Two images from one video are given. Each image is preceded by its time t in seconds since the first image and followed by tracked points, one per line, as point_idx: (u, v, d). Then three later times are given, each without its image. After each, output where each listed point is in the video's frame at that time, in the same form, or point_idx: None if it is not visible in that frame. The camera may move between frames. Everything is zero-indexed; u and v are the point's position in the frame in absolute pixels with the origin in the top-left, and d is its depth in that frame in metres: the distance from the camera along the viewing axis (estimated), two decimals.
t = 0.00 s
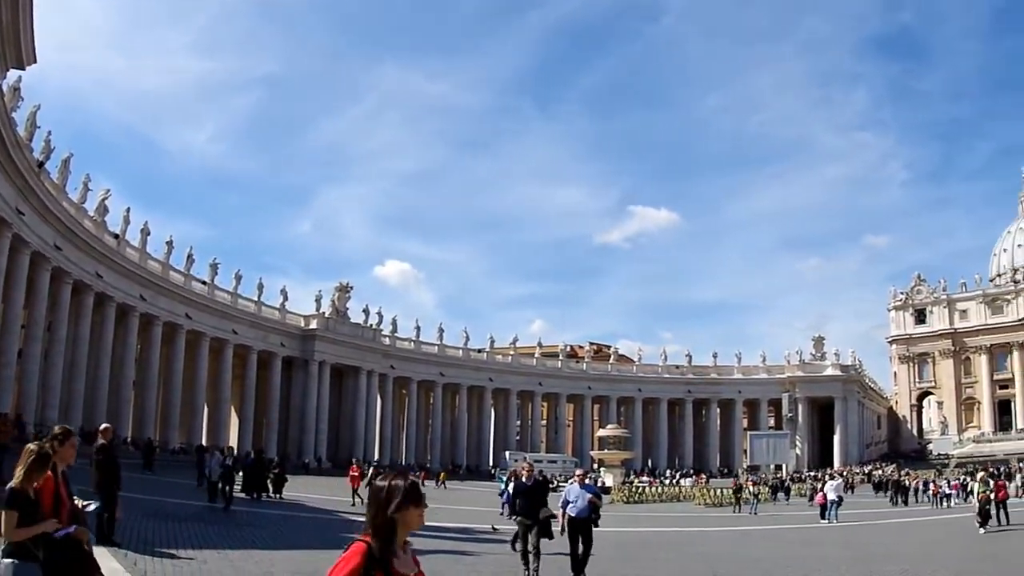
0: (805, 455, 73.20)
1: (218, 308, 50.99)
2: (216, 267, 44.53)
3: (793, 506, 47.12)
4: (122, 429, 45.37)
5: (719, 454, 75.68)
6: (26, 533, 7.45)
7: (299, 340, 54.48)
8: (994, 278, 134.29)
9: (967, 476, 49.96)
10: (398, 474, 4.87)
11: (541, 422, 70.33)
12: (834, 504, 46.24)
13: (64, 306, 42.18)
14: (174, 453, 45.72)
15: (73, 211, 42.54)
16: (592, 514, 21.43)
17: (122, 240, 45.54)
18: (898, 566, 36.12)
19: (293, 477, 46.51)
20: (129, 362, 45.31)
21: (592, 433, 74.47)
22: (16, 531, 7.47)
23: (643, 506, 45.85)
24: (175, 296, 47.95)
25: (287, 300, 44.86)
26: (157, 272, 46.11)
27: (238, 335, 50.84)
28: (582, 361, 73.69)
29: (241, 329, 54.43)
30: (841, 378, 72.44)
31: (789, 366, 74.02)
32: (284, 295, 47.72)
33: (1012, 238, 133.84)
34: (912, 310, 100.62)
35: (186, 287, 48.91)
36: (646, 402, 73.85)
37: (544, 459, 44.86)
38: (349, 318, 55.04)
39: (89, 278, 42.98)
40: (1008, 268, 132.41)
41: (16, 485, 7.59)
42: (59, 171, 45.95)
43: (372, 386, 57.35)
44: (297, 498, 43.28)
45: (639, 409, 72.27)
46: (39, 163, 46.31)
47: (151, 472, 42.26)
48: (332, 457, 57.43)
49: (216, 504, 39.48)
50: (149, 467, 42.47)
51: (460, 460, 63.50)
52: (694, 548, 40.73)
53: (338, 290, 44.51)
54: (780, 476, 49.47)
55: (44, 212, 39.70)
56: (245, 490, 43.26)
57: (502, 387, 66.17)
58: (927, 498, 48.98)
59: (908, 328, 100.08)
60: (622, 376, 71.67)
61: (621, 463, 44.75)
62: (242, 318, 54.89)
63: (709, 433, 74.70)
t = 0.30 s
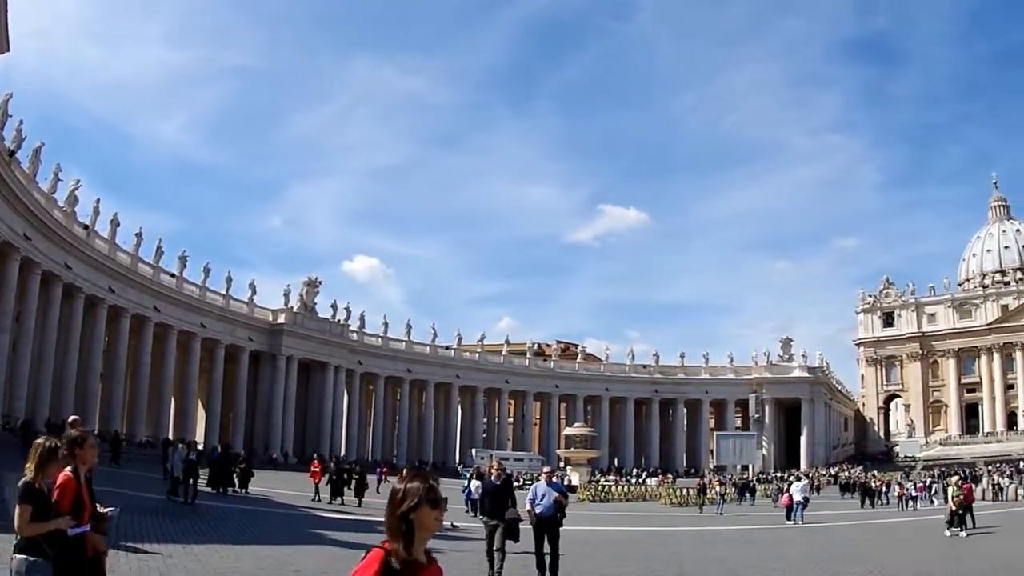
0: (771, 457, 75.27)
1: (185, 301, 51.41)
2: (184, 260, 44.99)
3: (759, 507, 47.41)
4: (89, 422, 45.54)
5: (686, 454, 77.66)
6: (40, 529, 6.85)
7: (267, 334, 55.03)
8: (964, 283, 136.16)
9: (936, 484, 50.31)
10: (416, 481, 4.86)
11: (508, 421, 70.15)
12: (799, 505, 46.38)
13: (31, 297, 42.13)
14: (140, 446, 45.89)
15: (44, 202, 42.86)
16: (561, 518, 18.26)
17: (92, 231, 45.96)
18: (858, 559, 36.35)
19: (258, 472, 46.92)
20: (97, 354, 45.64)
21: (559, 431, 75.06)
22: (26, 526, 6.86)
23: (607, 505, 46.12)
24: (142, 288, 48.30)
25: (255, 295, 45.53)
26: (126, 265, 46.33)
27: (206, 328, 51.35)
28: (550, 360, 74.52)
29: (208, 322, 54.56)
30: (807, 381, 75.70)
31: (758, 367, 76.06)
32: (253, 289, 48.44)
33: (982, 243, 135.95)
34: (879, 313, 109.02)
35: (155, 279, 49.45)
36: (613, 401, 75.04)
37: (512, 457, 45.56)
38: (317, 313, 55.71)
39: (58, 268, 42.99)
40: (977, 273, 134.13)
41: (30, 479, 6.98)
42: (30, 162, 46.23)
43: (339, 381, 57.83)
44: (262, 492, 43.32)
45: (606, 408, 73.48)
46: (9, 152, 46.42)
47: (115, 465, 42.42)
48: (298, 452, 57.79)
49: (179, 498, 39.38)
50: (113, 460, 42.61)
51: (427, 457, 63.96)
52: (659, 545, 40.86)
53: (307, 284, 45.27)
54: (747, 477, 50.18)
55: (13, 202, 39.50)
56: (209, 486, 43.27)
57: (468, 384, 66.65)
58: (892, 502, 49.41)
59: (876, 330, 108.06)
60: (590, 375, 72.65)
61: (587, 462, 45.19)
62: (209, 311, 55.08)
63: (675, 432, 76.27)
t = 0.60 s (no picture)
0: (737, 457, 78.00)
1: (152, 296, 51.42)
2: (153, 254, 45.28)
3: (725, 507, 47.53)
4: (58, 415, 45.31)
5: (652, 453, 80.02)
6: (41, 529, 6.88)
7: (234, 330, 55.23)
8: (932, 285, 137.47)
9: (904, 486, 50.24)
10: (440, 483, 4.84)
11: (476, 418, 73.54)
12: (765, 506, 45.97)
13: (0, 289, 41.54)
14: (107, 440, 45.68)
15: (13, 194, 42.29)
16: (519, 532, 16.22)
17: (60, 225, 45.71)
18: (828, 547, 36.19)
19: (224, 468, 46.90)
20: (64, 347, 45.52)
21: (526, 430, 76.42)
22: (31, 526, 6.91)
23: (572, 503, 46.60)
24: (109, 282, 48.15)
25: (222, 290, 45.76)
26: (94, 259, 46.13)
27: (173, 323, 51.45)
28: (517, 358, 76.31)
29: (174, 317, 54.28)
30: (773, 381, 79.38)
31: (723, 368, 80.45)
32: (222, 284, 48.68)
33: (950, 246, 137.53)
34: (847, 314, 112.34)
35: (123, 274, 49.42)
36: (582, 399, 77.81)
37: (480, 456, 46.19)
38: (285, 309, 56.19)
39: (27, 261, 42.51)
40: (944, 276, 135.61)
41: (38, 480, 7.10)
42: None
43: (307, 377, 58.26)
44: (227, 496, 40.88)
45: (572, 406, 75.58)
46: None
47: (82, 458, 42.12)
48: (265, 448, 58.05)
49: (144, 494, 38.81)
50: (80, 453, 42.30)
51: (395, 454, 64.54)
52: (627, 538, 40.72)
53: (273, 281, 45.41)
54: (710, 478, 51.03)
55: None
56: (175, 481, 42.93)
57: (436, 382, 67.64)
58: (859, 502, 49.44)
59: (844, 332, 111.36)
60: (558, 374, 74.57)
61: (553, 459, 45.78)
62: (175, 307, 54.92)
63: (643, 432, 79.46)
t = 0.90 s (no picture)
0: (700, 456, 78.77)
1: (116, 289, 50.83)
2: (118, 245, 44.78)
3: (686, 507, 47.62)
4: (20, 407, 44.55)
5: (614, 452, 80.57)
6: (50, 541, 6.69)
7: (199, 324, 54.84)
8: (896, 288, 138.31)
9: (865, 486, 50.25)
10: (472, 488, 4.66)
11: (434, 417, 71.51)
12: (727, 505, 46.18)
13: None
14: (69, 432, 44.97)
15: None
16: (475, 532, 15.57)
17: (26, 215, 44.88)
18: (793, 539, 36.16)
19: (186, 463, 46.39)
20: (30, 340, 44.76)
21: (489, 427, 76.65)
22: (37, 539, 6.71)
23: (535, 500, 46.87)
24: (74, 274, 47.37)
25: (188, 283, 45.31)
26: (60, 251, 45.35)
27: (138, 316, 50.91)
28: (481, 356, 76.62)
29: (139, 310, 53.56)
30: (737, 382, 80.60)
31: (687, 368, 81.75)
32: (187, 277, 48.41)
33: (915, 250, 138.58)
34: (811, 316, 113.01)
35: (88, 267, 48.67)
36: (546, 398, 78.35)
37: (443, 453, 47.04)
38: (250, 303, 55.91)
39: None
40: (910, 278, 136.54)
41: (44, 489, 6.90)
42: None
43: (271, 372, 58.06)
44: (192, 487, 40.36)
45: (536, 404, 76.01)
46: None
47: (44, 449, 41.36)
48: (226, 443, 57.76)
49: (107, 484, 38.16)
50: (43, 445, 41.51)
51: (358, 449, 64.55)
52: (590, 533, 40.51)
53: (239, 274, 45.06)
54: (673, 478, 51.32)
55: None
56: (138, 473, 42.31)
57: (399, 378, 67.75)
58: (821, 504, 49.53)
59: (807, 333, 112.12)
60: (521, 372, 75.11)
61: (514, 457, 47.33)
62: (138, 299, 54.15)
63: (606, 431, 79.99)
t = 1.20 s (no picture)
0: (664, 456, 79.17)
1: (81, 281, 49.62)
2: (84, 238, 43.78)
3: (651, 506, 47.74)
4: None
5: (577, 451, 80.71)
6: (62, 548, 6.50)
7: (164, 319, 53.96)
8: (863, 289, 139.73)
9: (828, 487, 50.56)
10: (506, 484, 4.56)
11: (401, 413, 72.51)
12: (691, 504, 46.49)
13: None
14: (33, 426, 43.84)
15: None
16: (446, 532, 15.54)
17: None
18: (757, 540, 36.30)
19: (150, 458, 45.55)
20: None
21: (453, 425, 76.49)
22: (51, 544, 6.54)
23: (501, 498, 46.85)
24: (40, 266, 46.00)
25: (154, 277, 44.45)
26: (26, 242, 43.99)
27: (103, 310, 49.85)
28: (446, 353, 76.29)
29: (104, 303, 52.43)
30: (702, 382, 81.16)
31: (652, 368, 81.97)
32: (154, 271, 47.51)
33: (881, 252, 140.10)
34: (776, 317, 114.16)
35: (53, 259, 47.35)
36: (510, 396, 78.31)
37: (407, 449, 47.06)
38: (217, 297, 55.13)
39: None
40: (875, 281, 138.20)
41: (52, 494, 6.65)
42: None
43: (236, 367, 57.33)
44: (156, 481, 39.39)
45: (500, 402, 75.88)
46: None
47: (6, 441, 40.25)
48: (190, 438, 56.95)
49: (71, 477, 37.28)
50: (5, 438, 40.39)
51: (322, 445, 64.00)
52: (559, 531, 40.46)
53: (206, 269, 44.31)
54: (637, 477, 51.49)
55: None
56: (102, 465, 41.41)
57: (364, 375, 67.33)
58: (787, 504, 49.79)
59: (772, 334, 113.06)
60: (486, 369, 74.97)
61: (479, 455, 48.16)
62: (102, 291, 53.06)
63: (570, 430, 80.05)
